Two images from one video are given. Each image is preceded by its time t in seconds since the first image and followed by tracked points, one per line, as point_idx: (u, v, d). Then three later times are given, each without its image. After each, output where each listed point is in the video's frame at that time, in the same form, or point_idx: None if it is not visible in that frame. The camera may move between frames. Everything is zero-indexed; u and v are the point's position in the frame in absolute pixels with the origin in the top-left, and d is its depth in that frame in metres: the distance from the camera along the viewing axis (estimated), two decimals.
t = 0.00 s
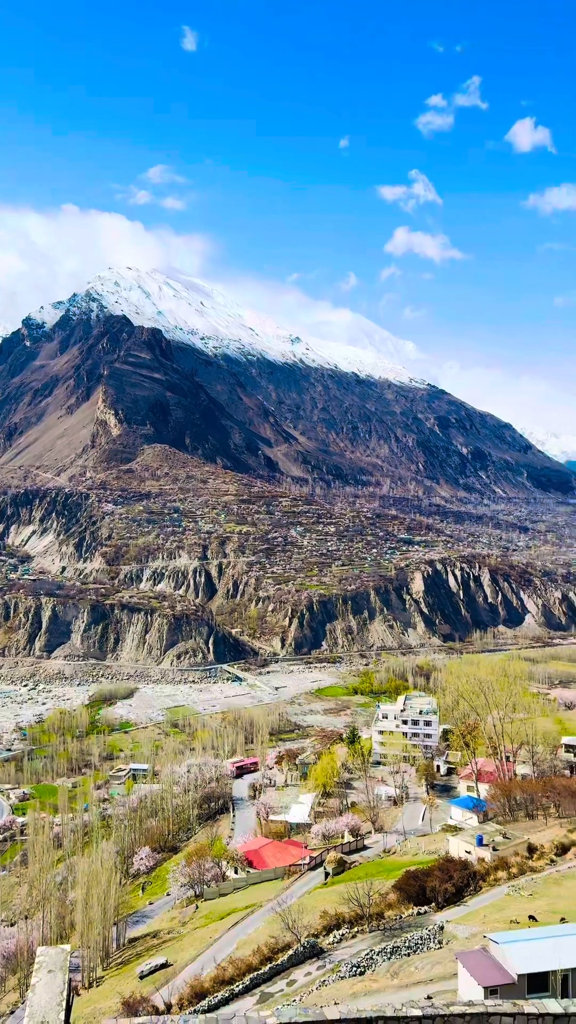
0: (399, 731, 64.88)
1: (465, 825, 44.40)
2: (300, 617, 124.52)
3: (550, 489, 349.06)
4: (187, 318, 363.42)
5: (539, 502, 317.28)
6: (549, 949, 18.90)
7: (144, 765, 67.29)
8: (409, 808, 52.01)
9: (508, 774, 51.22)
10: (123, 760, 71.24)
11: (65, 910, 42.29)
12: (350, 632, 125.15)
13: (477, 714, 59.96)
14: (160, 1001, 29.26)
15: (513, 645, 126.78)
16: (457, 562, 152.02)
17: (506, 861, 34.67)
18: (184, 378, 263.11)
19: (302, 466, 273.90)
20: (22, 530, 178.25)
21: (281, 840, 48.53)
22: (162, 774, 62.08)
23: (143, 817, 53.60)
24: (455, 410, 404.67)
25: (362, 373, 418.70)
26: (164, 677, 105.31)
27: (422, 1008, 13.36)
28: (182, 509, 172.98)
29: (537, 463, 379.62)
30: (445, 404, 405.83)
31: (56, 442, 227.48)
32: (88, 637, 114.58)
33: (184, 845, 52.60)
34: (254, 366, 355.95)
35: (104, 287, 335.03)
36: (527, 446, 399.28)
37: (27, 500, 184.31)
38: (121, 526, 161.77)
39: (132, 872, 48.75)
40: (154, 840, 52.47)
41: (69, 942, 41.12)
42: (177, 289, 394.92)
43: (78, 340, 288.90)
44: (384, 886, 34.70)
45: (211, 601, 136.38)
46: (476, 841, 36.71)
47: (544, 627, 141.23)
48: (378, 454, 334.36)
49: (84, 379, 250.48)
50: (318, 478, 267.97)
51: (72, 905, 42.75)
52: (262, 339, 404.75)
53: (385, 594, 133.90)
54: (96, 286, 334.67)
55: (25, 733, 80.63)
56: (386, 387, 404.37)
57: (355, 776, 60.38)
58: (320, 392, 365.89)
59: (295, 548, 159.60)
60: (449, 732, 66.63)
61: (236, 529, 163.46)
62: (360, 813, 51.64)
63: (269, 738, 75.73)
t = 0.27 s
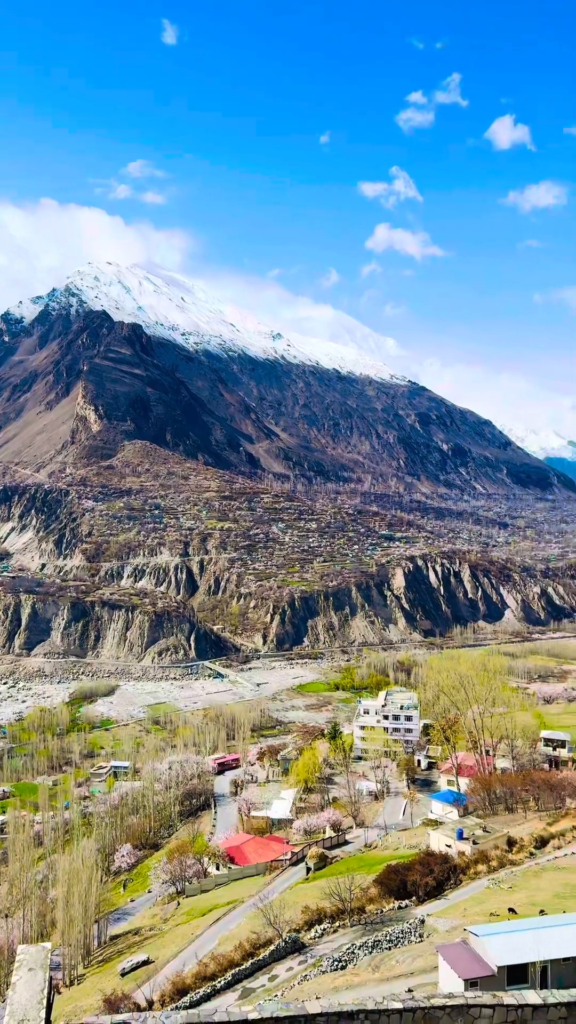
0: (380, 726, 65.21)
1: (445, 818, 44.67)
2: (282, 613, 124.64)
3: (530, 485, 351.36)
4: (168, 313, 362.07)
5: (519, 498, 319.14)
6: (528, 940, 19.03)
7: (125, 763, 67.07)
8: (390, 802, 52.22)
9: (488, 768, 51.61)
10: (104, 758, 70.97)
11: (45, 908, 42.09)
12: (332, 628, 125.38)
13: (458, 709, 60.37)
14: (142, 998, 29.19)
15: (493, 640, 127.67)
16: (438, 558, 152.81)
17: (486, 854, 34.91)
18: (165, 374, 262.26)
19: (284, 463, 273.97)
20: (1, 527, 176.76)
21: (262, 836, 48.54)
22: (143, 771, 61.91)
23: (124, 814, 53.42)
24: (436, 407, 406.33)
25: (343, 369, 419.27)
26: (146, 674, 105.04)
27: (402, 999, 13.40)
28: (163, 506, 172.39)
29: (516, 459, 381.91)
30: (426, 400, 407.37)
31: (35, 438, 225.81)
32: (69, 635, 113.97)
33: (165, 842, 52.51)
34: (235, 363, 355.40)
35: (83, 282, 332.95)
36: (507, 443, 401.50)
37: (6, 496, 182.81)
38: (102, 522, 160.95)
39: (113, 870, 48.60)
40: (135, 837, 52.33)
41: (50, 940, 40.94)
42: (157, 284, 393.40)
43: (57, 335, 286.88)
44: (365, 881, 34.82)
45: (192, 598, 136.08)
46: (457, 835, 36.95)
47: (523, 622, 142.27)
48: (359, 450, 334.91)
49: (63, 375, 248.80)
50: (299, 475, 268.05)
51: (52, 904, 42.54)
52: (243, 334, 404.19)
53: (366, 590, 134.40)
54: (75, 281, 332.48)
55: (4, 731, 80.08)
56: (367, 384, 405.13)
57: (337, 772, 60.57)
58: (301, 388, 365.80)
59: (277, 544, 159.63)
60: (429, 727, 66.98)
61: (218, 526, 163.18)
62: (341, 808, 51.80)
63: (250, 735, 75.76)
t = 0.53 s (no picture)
0: (360, 722, 65.45)
1: (425, 812, 44.95)
2: (263, 610, 124.61)
3: (509, 482, 353.13)
4: (148, 309, 360.37)
5: (498, 495, 320.61)
6: (507, 933, 19.11)
7: (105, 761, 66.74)
8: (371, 797, 52.37)
9: (467, 763, 51.94)
10: (84, 756, 70.60)
11: (25, 907, 41.93)
12: (313, 624, 125.53)
13: (438, 704, 60.71)
14: (125, 995, 29.15)
15: (473, 635, 128.26)
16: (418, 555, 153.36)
17: (465, 848, 35.18)
18: (145, 370, 261.14)
19: (264, 459, 273.74)
20: None
21: (243, 832, 48.57)
22: (123, 769, 61.69)
23: (104, 812, 53.21)
24: (416, 404, 407.49)
25: (324, 366, 419.49)
26: (125, 672, 104.67)
27: (383, 994, 13.44)
28: (143, 502, 171.68)
29: (496, 456, 383.87)
30: (406, 398, 408.43)
31: (13, 434, 223.87)
32: (48, 632, 113.25)
33: (146, 839, 52.36)
34: (216, 359, 354.60)
35: (62, 277, 330.61)
36: (487, 439, 403.53)
37: None
38: (81, 519, 159.93)
39: (94, 867, 48.38)
40: (115, 834, 52.15)
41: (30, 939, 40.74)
42: (137, 280, 391.64)
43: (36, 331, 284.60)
44: (346, 875, 35.05)
45: (173, 595, 135.69)
46: (437, 829, 37.15)
47: (503, 617, 143.08)
48: (340, 447, 335.20)
49: (42, 370, 246.89)
50: (280, 471, 268.07)
51: (32, 903, 42.39)
52: (223, 330, 403.30)
53: (347, 586, 134.68)
54: (54, 276, 330.03)
55: None
56: (348, 381, 405.59)
57: (318, 767, 60.74)
58: (282, 385, 365.44)
59: (258, 541, 159.53)
60: (409, 721, 67.27)
61: (199, 522, 162.74)
62: (322, 803, 51.92)
63: (231, 731, 75.74)
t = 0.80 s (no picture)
0: (341, 718, 65.65)
1: (405, 808, 45.16)
2: (244, 607, 124.62)
3: (488, 479, 355.18)
4: (127, 305, 358.71)
5: (478, 492, 322.39)
6: (486, 926, 19.22)
7: (85, 759, 66.46)
8: (352, 793, 52.56)
9: (447, 758, 52.17)
10: (64, 754, 70.21)
11: (4, 908, 41.62)
12: (294, 621, 125.69)
13: (417, 699, 59.61)
14: (105, 993, 29.04)
15: (453, 631, 129.06)
16: (398, 551, 154.03)
17: (445, 842, 35.39)
18: (124, 366, 260.03)
19: (245, 456, 273.58)
20: None
21: (224, 829, 48.57)
22: (104, 767, 61.48)
23: (85, 810, 52.99)
24: (396, 401, 408.80)
25: (305, 363, 419.77)
26: (106, 669, 104.24)
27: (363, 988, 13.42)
28: (123, 500, 171.01)
29: (476, 452, 386.06)
30: (386, 395, 409.59)
31: None
32: (27, 630, 112.52)
33: (127, 837, 52.22)
34: (196, 356, 353.74)
35: (41, 272, 328.19)
36: (466, 436, 405.60)
37: None
38: (61, 516, 158.92)
39: (74, 866, 48.18)
40: (96, 833, 51.93)
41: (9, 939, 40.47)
42: (116, 276, 389.76)
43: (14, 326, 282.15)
44: (326, 871, 35.16)
45: (153, 592, 135.36)
46: (417, 824, 37.36)
47: (482, 613, 144.03)
48: (321, 444, 335.64)
49: (20, 366, 244.92)
50: (261, 468, 267.99)
51: (11, 902, 42.10)
52: (203, 327, 402.40)
53: (328, 583, 135.02)
54: (32, 271, 327.46)
55: None
56: (329, 378, 406.13)
57: (298, 764, 60.84)
58: (262, 382, 365.24)
59: (238, 538, 159.53)
60: (390, 717, 67.60)
61: (179, 519, 162.43)
62: (303, 800, 52.01)
63: (212, 728, 75.74)
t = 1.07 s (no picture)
0: (322, 714, 65.76)
1: (386, 803, 45.30)
2: (225, 603, 124.35)
3: (468, 476, 356.65)
4: (107, 300, 356.80)
5: (458, 489, 323.62)
6: (466, 921, 19.35)
7: (66, 757, 66.12)
8: (333, 789, 52.60)
9: (427, 753, 52.34)
10: (44, 753, 69.77)
11: None
12: (275, 618, 125.64)
13: (398, 696, 60.78)
14: (86, 992, 28.92)
15: (433, 627, 129.46)
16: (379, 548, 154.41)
17: (426, 837, 35.53)
18: (104, 362, 258.70)
19: (227, 453, 272.99)
20: None
21: (205, 826, 48.50)
22: (84, 765, 61.17)
23: (65, 809, 52.72)
24: (377, 399, 409.56)
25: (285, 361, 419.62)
26: (86, 667, 103.71)
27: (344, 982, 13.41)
28: (104, 496, 170.15)
29: (456, 449, 387.52)
30: (367, 392, 410.19)
31: None
32: (6, 628, 111.71)
33: (107, 836, 51.99)
34: (177, 352, 352.56)
35: (19, 267, 325.71)
36: (447, 433, 407.03)
37: None
38: (40, 513, 157.80)
39: (54, 864, 47.93)
40: (77, 831, 51.68)
41: None
42: (96, 271, 387.53)
43: None
44: (308, 866, 35.24)
45: (134, 590, 134.82)
46: (398, 819, 37.49)
47: (463, 609, 144.67)
48: (302, 440, 335.64)
49: None
50: (242, 465, 267.55)
51: None
52: (184, 323, 401.11)
53: (310, 580, 135.11)
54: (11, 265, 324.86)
55: None
56: (310, 375, 406.20)
57: (280, 761, 60.88)
58: (244, 379, 364.56)
59: (219, 535, 159.28)
60: (371, 713, 67.76)
61: (160, 516, 161.88)
62: (284, 796, 52.03)
63: (194, 726, 75.63)
